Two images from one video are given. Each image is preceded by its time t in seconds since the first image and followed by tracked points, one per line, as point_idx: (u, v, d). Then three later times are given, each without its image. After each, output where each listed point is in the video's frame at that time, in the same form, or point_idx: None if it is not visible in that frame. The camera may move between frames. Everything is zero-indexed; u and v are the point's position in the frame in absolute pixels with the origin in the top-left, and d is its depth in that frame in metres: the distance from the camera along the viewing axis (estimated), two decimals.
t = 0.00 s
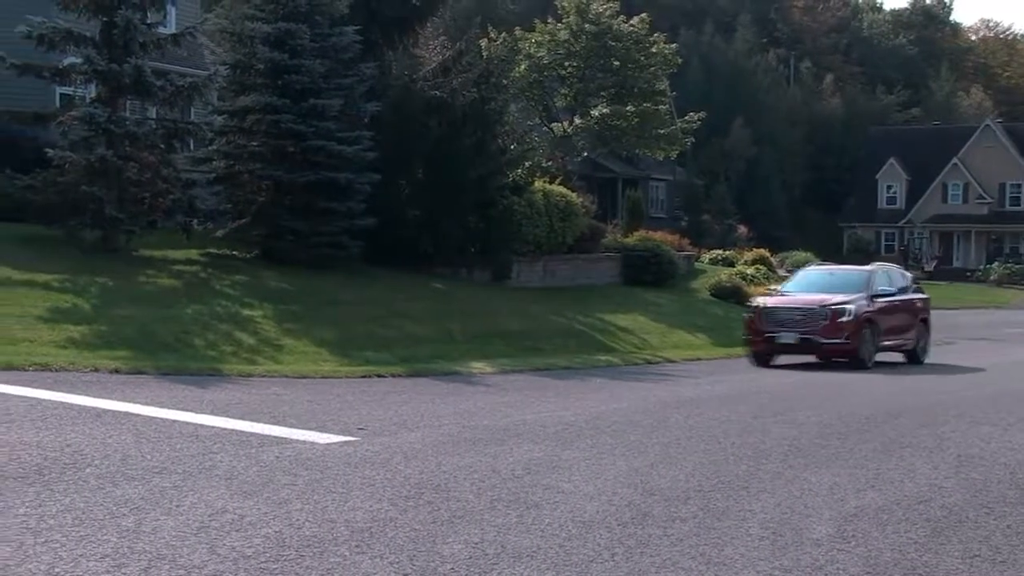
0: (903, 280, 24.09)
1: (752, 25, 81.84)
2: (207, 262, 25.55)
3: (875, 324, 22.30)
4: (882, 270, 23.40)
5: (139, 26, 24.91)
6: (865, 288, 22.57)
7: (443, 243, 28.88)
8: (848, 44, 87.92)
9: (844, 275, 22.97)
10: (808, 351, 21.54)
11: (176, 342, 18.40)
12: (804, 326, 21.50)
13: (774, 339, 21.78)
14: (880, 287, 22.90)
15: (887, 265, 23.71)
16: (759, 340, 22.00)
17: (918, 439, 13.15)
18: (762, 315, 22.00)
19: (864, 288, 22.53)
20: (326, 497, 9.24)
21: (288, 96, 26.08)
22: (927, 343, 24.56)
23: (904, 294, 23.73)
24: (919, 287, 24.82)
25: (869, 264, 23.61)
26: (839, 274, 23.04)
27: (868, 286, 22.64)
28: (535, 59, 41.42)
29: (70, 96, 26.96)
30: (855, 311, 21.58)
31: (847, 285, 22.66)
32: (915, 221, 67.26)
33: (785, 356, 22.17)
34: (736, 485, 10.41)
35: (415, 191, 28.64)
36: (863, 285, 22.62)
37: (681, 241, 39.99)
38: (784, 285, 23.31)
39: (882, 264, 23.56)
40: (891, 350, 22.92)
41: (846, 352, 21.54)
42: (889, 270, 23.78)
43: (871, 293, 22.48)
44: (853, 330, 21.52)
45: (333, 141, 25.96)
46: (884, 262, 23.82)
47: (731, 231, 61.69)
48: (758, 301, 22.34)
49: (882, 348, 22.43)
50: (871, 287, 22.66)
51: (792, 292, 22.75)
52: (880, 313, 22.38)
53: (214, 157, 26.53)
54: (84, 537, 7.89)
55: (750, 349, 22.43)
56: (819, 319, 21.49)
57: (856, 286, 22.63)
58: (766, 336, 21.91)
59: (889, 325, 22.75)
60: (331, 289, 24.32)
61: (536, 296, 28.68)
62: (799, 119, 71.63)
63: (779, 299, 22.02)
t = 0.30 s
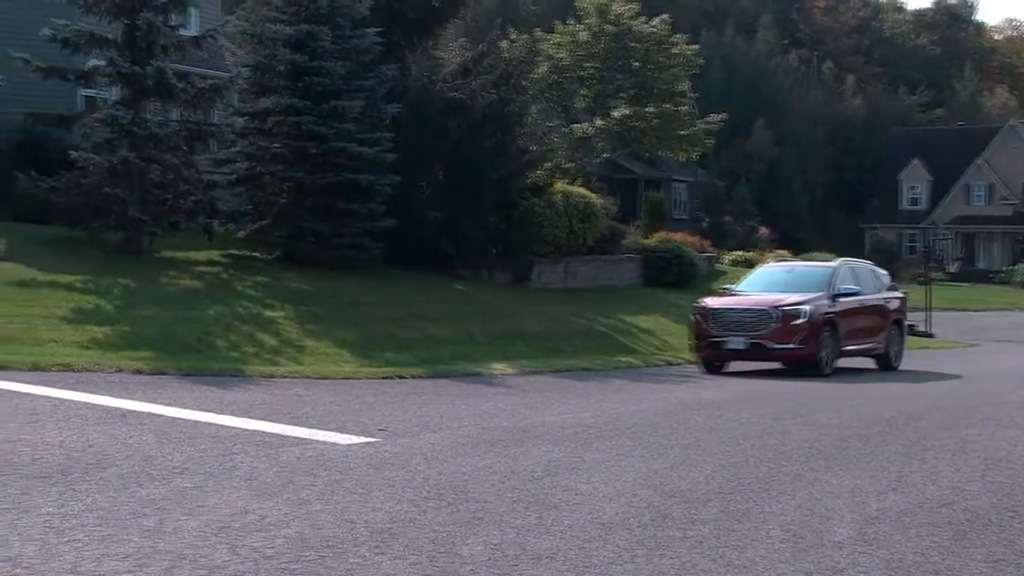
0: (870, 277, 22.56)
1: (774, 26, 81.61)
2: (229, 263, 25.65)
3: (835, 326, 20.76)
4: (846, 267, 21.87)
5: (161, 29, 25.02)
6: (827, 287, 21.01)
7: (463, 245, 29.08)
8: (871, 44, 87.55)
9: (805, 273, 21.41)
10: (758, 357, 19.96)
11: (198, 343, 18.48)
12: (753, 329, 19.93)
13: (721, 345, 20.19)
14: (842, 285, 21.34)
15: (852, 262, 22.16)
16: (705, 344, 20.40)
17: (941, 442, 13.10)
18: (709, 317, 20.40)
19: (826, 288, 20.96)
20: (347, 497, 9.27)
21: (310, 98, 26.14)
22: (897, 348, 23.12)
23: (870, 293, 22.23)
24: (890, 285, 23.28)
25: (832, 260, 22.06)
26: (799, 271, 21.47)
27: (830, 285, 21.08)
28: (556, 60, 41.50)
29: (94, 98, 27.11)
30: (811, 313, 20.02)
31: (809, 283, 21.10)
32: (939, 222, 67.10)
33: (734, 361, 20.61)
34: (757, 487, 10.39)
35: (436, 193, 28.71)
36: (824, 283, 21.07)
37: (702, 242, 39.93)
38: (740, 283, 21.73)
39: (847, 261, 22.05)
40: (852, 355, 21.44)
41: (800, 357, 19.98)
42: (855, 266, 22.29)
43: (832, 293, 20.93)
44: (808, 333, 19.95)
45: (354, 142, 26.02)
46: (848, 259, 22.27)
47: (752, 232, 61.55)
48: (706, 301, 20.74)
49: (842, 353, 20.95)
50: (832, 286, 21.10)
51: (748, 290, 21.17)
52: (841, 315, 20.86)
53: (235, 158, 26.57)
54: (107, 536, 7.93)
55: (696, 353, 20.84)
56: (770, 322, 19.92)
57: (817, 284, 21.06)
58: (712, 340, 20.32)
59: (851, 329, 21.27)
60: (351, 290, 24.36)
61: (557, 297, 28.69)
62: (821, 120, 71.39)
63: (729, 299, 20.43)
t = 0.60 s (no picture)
0: (845, 274, 20.52)
1: (807, 26, 81.20)
2: (261, 264, 25.77)
3: (798, 330, 18.75)
4: (815, 262, 19.87)
5: (194, 31, 25.12)
6: (791, 284, 19.01)
7: (495, 246, 28.98)
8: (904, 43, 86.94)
9: (769, 268, 19.40)
10: (708, 364, 17.96)
11: (231, 343, 18.55)
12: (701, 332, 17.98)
13: (666, 349, 18.21)
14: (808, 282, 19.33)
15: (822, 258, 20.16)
16: (650, 349, 18.40)
17: (976, 445, 13.00)
18: (654, 319, 18.42)
19: (790, 285, 18.96)
20: (378, 497, 9.28)
21: (341, 99, 26.22)
22: (879, 353, 21.00)
23: (843, 291, 20.19)
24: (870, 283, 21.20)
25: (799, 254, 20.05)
26: (762, 267, 19.47)
27: (795, 282, 19.09)
28: (587, 61, 41.70)
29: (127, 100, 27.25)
30: (769, 314, 18.05)
31: (773, 280, 19.10)
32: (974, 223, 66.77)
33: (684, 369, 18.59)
34: (789, 489, 10.34)
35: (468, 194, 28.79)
36: (788, 281, 19.06)
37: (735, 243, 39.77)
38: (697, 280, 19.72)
39: (817, 256, 20.01)
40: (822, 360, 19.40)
41: (755, 363, 17.97)
42: (826, 261, 20.22)
43: (797, 290, 18.93)
44: (764, 337, 17.95)
45: (384, 144, 26.06)
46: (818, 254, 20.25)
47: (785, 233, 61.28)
48: (654, 301, 18.77)
49: (807, 359, 18.94)
50: (797, 284, 19.11)
51: (704, 289, 19.16)
52: (806, 317, 18.87)
53: (268, 160, 26.60)
54: (140, 535, 7.96)
55: (641, 359, 18.83)
56: (721, 324, 17.93)
57: (781, 281, 19.06)
58: (658, 343, 18.34)
59: (820, 331, 19.23)
60: (382, 291, 24.43)
61: (587, 298, 28.70)
62: (854, 120, 71.02)
63: (678, 299, 18.48)
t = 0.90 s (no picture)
0: (829, 270, 18.95)
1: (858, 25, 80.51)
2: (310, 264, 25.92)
3: (770, 332, 17.19)
4: (794, 257, 18.35)
5: (243, 33, 25.30)
6: (764, 281, 17.45)
7: (543, 246, 29.20)
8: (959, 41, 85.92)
9: (744, 265, 17.88)
10: (665, 368, 16.48)
11: (279, 343, 18.65)
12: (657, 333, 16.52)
13: (620, 352, 16.77)
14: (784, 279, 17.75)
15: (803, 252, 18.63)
16: (605, 351, 16.97)
17: None
18: (609, 319, 17.00)
19: (763, 282, 17.40)
20: (425, 498, 9.29)
21: (389, 101, 26.32)
22: (868, 357, 19.38)
23: (826, 289, 18.62)
24: (859, 280, 19.59)
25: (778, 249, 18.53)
26: (737, 264, 17.97)
27: (768, 279, 17.52)
28: (634, 62, 41.32)
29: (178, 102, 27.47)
30: (734, 314, 16.53)
31: (745, 277, 17.58)
32: None
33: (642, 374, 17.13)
34: (840, 492, 10.23)
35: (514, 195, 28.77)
36: (761, 277, 17.50)
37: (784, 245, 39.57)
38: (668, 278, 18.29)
39: (794, 249, 18.48)
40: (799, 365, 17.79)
41: (718, 367, 16.45)
42: (805, 256, 18.65)
43: (771, 288, 17.36)
44: (728, 339, 16.43)
45: (431, 145, 26.14)
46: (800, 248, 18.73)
47: (834, 234, 60.81)
48: (611, 299, 17.34)
49: (780, 364, 17.34)
50: (771, 280, 17.53)
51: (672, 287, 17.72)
52: (779, 317, 17.30)
53: (315, 161, 26.68)
54: (190, 533, 8.01)
55: (597, 363, 17.39)
56: (679, 324, 16.45)
57: (754, 278, 17.51)
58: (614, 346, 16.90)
59: (796, 333, 17.63)
60: (429, 292, 24.49)
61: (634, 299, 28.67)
62: (905, 120, 70.36)
63: (636, 297, 17.03)
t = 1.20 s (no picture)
0: (804, 266, 17.71)
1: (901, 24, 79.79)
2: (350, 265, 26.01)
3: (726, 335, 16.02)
4: (763, 251, 17.14)
5: (285, 35, 25.52)
6: (725, 278, 16.30)
7: (581, 246, 29.46)
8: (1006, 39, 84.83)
9: (708, 259, 16.75)
10: (609, 373, 15.53)
11: (320, 343, 18.74)
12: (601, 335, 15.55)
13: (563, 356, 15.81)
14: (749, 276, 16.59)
15: (775, 247, 17.41)
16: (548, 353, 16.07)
17: None
18: (553, 319, 16.09)
19: (724, 279, 16.26)
20: (468, 498, 9.29)
21: (430, 102, 26.35)
22: (848, 361, 18.16)
23: (800, 287, 17.40)
24: (840, 278, 18.29)
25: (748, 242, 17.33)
26: (702, 257, 16.84)
27: (730, 276, 16.36)
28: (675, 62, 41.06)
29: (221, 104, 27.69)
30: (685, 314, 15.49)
31: (707, 272, 16.44)
32: None
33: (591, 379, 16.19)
34: (885, 495, 10.15)
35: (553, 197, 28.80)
36: (724, 272, 16.40)
37: (826, 246, 39.39)
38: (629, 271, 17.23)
39: (763, 242, 17.26)
40: (765, 369, 16.63)
41: (667, 373, 15.43)
42: (774, 250, 17.39)
43: (733, 286, 16.22)
44: (678, 342, 15.41)
45: (473, 146, 26.13)
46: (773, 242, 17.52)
47: (876, 234, 60.40)
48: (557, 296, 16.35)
49: (741, 369, 16.18)
50: (733, 278, 16.36)
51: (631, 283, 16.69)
52: (741, 317, 16.15)
53: (357, 162, 26.82)
54: (235, 532, 8.06)
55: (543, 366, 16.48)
56: (626, 325, 15.48)
57: (716, 274, 16.37)
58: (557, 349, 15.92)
59: (761, 335, 16.46)
60: (468, 292, 24.52)
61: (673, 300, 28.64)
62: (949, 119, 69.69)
63: (583, 294, 16.08)
